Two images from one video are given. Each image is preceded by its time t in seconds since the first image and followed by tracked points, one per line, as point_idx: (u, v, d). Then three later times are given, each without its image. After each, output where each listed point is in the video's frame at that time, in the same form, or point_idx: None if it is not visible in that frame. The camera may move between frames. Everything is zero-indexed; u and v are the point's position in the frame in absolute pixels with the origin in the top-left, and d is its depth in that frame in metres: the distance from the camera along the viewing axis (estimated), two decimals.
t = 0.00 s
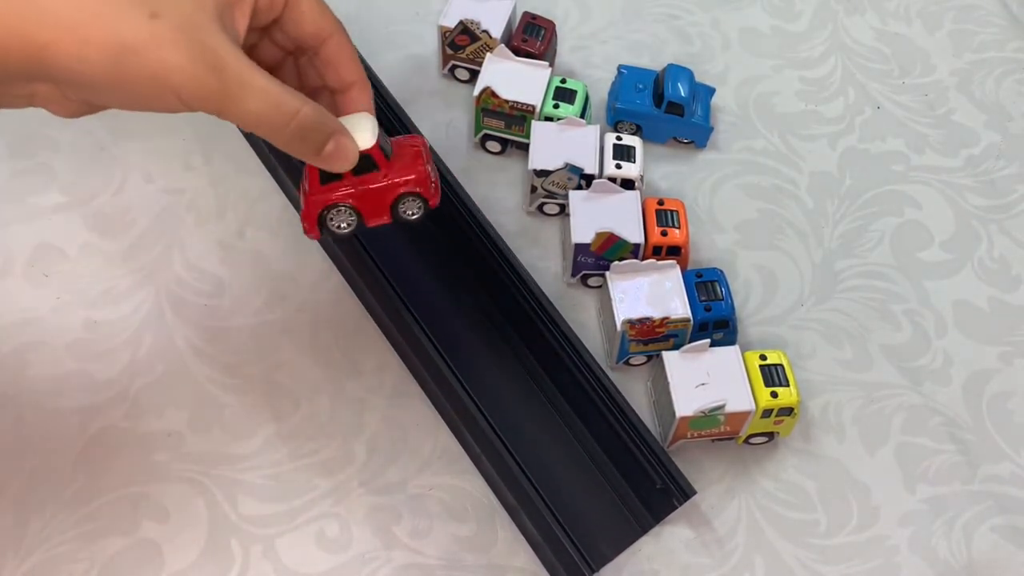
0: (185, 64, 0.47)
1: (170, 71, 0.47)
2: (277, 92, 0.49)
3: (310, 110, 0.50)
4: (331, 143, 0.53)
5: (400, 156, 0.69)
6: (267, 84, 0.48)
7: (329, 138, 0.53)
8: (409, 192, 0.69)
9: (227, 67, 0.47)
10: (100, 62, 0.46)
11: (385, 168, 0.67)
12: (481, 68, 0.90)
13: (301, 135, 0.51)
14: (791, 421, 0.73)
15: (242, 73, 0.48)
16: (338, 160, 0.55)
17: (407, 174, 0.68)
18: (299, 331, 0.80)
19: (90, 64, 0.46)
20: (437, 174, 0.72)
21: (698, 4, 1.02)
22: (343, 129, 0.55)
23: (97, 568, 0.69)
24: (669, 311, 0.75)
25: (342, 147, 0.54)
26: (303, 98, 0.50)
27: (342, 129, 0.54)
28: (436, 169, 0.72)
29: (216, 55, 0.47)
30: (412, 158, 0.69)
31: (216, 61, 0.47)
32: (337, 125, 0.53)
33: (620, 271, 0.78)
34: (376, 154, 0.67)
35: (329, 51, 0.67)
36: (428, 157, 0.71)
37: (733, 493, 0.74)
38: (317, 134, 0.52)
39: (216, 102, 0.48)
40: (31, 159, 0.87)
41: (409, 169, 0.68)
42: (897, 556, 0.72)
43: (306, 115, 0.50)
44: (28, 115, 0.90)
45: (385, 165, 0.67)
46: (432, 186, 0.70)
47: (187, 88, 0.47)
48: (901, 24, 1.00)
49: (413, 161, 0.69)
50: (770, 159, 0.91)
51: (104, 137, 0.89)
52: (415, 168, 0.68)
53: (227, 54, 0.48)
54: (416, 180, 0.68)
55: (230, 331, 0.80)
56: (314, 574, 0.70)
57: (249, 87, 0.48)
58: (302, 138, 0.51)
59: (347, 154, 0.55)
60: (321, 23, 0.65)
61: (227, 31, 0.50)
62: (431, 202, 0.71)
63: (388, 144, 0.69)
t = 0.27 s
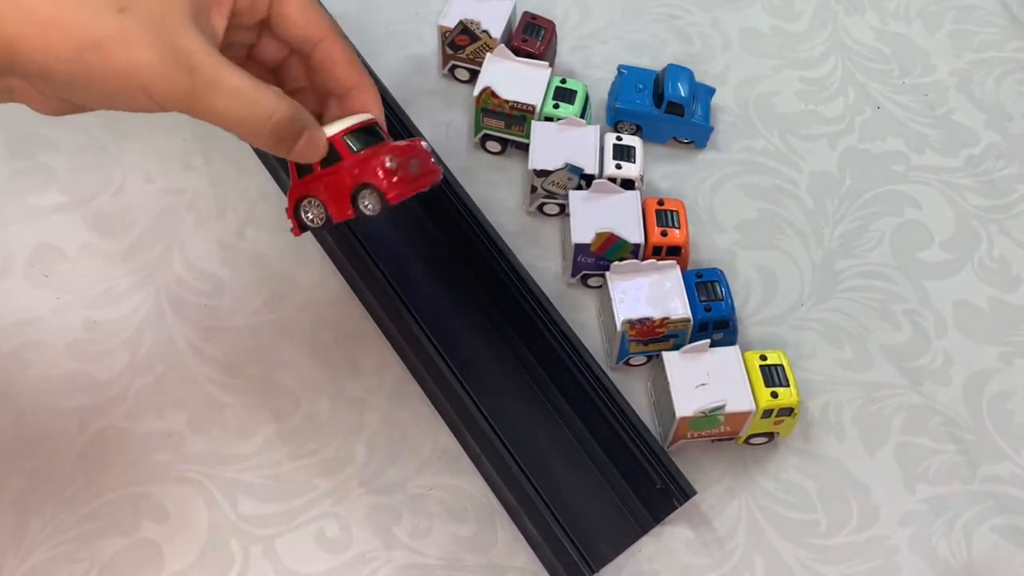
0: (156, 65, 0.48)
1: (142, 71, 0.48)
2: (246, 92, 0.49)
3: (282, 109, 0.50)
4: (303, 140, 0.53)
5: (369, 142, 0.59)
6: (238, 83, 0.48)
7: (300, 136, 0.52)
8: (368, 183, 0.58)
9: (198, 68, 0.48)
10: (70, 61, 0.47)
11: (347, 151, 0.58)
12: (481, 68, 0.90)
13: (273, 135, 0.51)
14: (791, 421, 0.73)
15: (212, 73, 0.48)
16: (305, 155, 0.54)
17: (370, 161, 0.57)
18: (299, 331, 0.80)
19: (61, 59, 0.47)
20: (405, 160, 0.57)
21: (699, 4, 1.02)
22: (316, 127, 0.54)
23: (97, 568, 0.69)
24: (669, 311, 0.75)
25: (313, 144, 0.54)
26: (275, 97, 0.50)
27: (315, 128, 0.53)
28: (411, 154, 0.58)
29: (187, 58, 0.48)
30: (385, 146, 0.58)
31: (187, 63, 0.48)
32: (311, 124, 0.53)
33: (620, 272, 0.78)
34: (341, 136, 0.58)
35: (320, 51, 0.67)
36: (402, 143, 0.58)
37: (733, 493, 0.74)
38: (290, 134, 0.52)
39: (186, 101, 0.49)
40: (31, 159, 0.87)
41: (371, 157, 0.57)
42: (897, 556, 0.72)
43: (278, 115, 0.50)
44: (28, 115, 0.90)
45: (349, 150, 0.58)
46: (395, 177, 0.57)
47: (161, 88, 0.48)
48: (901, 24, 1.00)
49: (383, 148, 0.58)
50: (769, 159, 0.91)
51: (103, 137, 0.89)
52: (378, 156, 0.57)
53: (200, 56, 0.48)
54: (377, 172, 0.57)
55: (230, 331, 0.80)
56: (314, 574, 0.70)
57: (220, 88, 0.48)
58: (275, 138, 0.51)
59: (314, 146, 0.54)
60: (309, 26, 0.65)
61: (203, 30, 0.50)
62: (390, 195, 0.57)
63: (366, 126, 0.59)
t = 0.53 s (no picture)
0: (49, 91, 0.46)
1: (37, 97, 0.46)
2: (141, 120, 0.46)
3: (187, 135, 0.48)
4: (223, 163, 0.53)
5: (297, 179, 0.58)
6: (131, 109, 0.46)
7: (218, 159, 0.52)
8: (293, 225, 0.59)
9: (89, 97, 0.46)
10: None
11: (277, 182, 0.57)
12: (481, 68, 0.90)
13: (181, 162, 0.49)
14: (791, 421, 0.73)
15: (102, 99, 0.46)
16: (235, 176, 0.55)
17: (294, 206, 0.58)
18: (300, 331, 0.80)
19: None
20: (337, 207, 0.59)
21: (699, 4, 1.02)
22: (235, 146, 0.53)
23: (97, 568, 0.69)
24: (669, 311, 0.75)
25: (234, 162, 0.53)
26: (179, 123, 0.47)
27: (231, 147, 0.52)
28: (346, 198, 0.59)
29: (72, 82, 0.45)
30: (316, 188, 0.58)
31: (75, 92, 0.46)
32: (227, 144, 0.51)
33: (620, 272, 0.78)
34: (269, 165, 0.57)
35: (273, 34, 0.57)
36: (335, 186, 0.59)
37: (733, 493, 0.74)
38: (202, 157, 0.50)
39: (85, 127, 0.47)
40: (31, 159, 0.87)
41: (295, 203, 0.58)
42: (897, 556, 0.72)
43: (183, 141, 0.48)
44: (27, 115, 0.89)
45: (279, 183, 0.58)
46: (323, 228, 0.60)
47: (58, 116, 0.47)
48: (901, 24, 1.00)
49: (312, 192, 0.58)
50: (769, 159, 0.91)
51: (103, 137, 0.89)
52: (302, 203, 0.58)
53: (95, 80, 0.45)
54: (301, 223, 0.59)
55: (230, 332, 0.80)
56: (314, 574, 0.70)
57: (113, 115, 0.46)
58: (184, 163, 0.50)
59: (230, 162, 0.53)
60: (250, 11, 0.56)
61: (98, 39, 0.47)
62: (316, 245, 0.60)
63: (300, 152, 0.58)
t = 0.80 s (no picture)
0: None
1: None
2: (56, 143, 0.42)
3: (113, 154, 0.43)
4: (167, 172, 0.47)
5: (253, 184, 0.48)
6: (42, 133, 0.42)
7: (161, 168, 0.46)
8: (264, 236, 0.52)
9: None
10: None
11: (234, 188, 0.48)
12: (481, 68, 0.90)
13: (117, 179, 0.45)
14: (791, 421, 0.73)
15: (8, 124, 0.41)
16: (181, 178, 0.48)
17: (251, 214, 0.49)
18: (299, 331, 0.80)
19: None
20: (299, 215, 0.49)
21: (699, 4, 1.02)
22: (182, 150, 0.46)
23: (97, 568, 0.69)
24: (669, 312, 0.75)
25: (184, 170, 0.47)
26: (100, 140, 0.43)
27: (176, 154, 0.46)
28: (306, 203, 0.49)
29: None
30: (273, 192, 0.48)
31: None
32: (170, 151, 0.45)
33: (620, 272, 0.78)
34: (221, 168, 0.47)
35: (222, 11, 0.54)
36: (295, 190, 0.48)
37: (733, 493, 0.74)
38: (141, 171, 0.45)
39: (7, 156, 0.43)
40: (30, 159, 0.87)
41: (253, 210, 0.48)
42: (897, 557, 0.72)
43: (110, 161, 0.43)
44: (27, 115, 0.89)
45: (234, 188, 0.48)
46: (286, 238, 0.50)
47: None
48: (901, 24, 1.00)
49: (269, 199, 0.48)
50: (770, 159, 0.91)
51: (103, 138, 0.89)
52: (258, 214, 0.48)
53: None
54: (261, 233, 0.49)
55: (230, 332, 0.80)
56: (314, 574, 0.70)
57: (25, 143, 0.42)
58: (121, 180, 0.45)
59: (179, 169, 0.46)
60: None
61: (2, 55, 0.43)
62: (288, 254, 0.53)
63: (251, 149, 0.47)
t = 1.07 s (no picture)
0: None
1: None
2: (55, 149, 0.41)
3: (112, 162, 0.43)
4: (170, 184, 0.46)
5: (275, 189, 0.48)
6: (38, 140, 0.41)
7: (165, 179, 0.46)
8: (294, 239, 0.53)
9: None
10: None
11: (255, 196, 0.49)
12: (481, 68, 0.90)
13: (116, 188, 0.44)
14: (791, 421, 0.73)
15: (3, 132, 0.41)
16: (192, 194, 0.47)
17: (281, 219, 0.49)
18: (299, 331, 0.80)
19: None
20: (330, 207, 0.50)
21: (698, 4, 1.02)
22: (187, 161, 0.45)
23: (97, 568, 0.69)
24: (669, 311, 0.75)
25: (187, 184, 0.46)
26: (100, 148, 0.42)
27: (179, 164, 0.45)
28: (333, 194, 0.49)
29: None
30: (297, 191, 0.48)
31: None
32: (171, 160, 0.45)
33: (620, 272, 0.78)
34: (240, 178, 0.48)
35: None
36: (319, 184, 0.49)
37: (733, 493, 0.74)
38: (140, 180, 0.45)
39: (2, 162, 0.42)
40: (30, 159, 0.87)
41: (281, 215, 0.49)
42: (897, 557, 0.72)
43: (108, 169, 0.43)
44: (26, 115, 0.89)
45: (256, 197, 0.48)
46: (322, 235, 0.51)
47: None
48: (901, 24, 1.00)
49: (296, 199, 0.48)
50: (770, 159, 0.91)
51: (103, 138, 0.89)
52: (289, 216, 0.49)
53: None
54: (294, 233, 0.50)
55: (230, 332, 0.80)
56: (314, 574, 0.70)
57: (20, 150, 0.41)
58: (120, 189, 0.44)
59: (185, 184, 0.46)
60: None
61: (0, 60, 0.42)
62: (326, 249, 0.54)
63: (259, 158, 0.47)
